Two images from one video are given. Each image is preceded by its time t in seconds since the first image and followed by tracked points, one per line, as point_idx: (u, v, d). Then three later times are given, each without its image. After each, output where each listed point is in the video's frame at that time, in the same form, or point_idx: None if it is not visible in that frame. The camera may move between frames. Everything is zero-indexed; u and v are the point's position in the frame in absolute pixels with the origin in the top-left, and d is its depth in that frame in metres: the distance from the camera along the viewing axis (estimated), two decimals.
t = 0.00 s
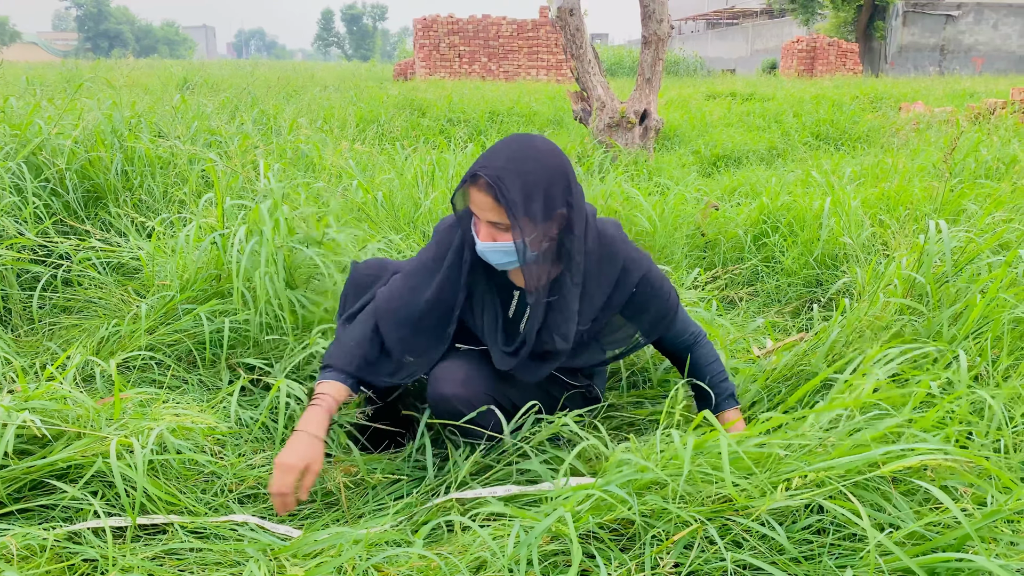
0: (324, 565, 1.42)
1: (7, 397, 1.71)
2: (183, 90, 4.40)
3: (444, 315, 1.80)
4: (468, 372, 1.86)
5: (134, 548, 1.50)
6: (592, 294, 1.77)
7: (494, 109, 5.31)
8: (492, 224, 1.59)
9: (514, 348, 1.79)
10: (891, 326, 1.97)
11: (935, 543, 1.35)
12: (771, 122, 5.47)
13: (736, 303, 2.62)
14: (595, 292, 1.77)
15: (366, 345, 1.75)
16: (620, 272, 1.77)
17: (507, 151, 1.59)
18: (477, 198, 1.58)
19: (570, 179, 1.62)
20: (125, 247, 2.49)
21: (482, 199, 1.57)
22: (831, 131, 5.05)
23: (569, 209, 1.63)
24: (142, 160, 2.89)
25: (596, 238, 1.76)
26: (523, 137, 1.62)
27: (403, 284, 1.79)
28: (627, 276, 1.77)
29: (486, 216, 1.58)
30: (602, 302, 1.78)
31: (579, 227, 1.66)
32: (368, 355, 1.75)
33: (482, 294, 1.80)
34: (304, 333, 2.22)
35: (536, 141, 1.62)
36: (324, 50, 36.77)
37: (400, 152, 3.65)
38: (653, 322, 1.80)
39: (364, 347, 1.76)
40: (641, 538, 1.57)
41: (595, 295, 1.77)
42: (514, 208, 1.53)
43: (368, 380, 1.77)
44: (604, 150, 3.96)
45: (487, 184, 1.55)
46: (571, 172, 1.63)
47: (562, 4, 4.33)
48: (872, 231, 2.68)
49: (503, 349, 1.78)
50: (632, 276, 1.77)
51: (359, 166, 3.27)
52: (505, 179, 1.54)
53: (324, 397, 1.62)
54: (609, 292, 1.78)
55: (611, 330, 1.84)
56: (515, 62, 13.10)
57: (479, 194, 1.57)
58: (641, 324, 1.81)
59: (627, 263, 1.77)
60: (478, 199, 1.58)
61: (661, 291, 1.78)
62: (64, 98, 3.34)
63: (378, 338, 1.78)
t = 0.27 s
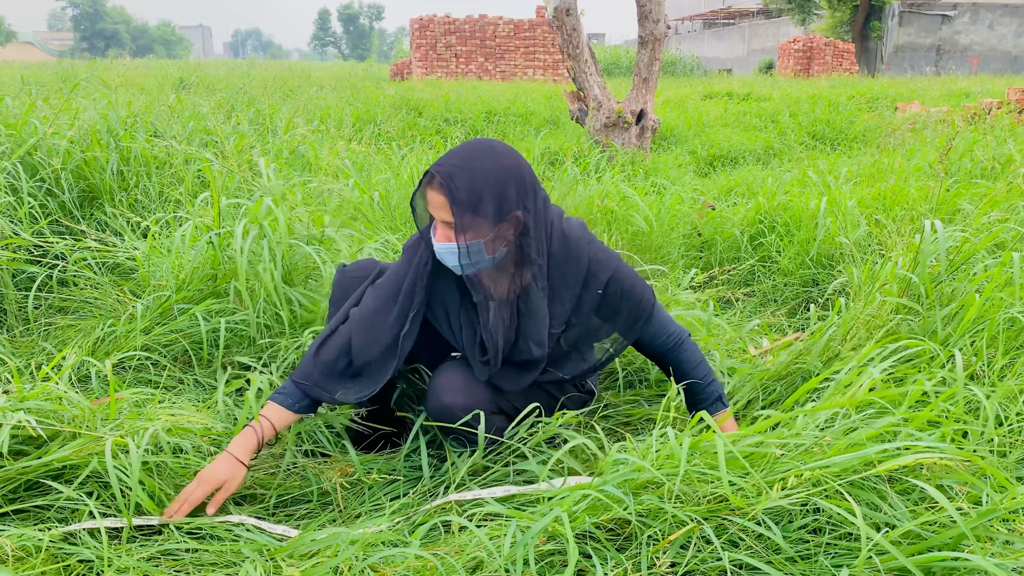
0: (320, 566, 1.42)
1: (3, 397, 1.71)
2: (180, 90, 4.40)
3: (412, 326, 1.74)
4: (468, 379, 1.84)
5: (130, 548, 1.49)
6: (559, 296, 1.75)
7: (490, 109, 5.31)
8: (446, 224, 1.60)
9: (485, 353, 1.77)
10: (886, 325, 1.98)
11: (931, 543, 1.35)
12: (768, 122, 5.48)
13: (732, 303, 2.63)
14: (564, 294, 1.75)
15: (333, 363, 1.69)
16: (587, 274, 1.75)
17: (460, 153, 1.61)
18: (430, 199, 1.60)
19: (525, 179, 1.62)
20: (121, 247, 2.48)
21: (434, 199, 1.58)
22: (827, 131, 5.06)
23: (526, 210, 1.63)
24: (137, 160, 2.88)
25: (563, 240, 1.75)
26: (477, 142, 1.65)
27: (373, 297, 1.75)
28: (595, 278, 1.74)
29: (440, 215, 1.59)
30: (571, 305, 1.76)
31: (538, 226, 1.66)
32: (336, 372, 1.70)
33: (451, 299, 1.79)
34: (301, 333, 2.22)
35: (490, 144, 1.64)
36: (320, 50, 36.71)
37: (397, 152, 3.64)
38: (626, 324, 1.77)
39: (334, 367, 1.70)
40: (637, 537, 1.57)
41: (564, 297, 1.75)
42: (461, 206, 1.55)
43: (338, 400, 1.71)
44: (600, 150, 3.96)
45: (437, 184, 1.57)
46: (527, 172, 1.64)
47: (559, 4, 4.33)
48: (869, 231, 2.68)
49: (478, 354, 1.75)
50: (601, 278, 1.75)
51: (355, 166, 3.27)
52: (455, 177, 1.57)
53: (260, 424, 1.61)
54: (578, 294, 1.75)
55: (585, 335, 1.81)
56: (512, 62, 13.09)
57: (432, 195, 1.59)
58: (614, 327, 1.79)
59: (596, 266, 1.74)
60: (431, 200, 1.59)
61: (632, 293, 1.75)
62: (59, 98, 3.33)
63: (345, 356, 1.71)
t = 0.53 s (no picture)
0: (318, 566, 1.42)
1: None
2: (177, 90, 4.39)
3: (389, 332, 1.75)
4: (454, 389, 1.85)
5: (129, 549, 1.50)
6: (537, 304, 1.75)
7: (488, 109, 5.31)
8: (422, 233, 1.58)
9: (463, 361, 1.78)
10: (884, 325, 1.98)
11: (928, 542, 1.35)
12: (765, 122, 5.48)
13: (730, 303, 2.63)
14: (541, 302, 1.75)
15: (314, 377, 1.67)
16: (565, 284, 1.75)
17: (437, 160, 1.57)
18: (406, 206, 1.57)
19: (503, 190, 1.60)
20: (118, 247, 2.48)
21: (409, 207, 1.55)
22: (825, 131, 5.06)
23: (503, 220, 1.62)
24: (135, 160, 2.88)
25: (541, 249, 1.74)
26: (454, 148, 1.61)
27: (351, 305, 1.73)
28: (574, 288, 1.75)
29: (415, 225, 1.57)
30: (549, 313, 1.77)
31: (516, 236, 1.65)
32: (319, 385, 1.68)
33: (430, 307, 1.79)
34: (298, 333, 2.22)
35: (467, 151, 1.61)
36: (318, 50, 36.68)
37: (395, 152, 3.64)
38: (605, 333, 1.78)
39: (318, 381, 1.68)
40: (635, 537, 1.57)
41: (542, 306, 1.76)
42: (436, 216, 1.52)
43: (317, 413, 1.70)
44: (598, 150, 3.96)
45: (413, 193, 1.54)
46: (505, 182, 1.62)
47: (556, 4, 4.33)
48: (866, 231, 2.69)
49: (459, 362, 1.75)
50: (580, 288, 1.75)
51: (353, 166, 3.27)
52: (431, 184, 1.53)
53: (236, 443, 1.64)
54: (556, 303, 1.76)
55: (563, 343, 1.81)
56: (509, 62, 13.10)
57: (407, 203, 1.56)
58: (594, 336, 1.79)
59: (575, 276, 1.75)
60: (406, 207, 1.56)
61: (613, 303, 1.75)
62: (56, 98, 3.33)
63: (326, 370, 1.68)
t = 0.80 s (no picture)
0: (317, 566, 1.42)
1: None
2: (176, 91, 4.39)
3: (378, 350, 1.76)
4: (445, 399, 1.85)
5: (129, 552, 1.50)
6: (525, 317, 1.74)
7: (487, 110, 5.31)
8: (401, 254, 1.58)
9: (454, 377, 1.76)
10: (882, 326, 1.98)
11: (926, 542, 1.36)
12: (764, 122, 5.49)
13: (729, 303, 2.63)
14: (530, 316, 1.74)
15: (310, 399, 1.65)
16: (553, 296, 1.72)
17: (413, 179, 1.56)
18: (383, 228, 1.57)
19: (481, 206, 1.58)
20: (117, 247, 2.48)
21: (386, 230, 1.55)
22: (823, 132, 5.07)
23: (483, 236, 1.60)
24: (133, 160, 2.88)
25: (528, 261, 1.72)
26: (430, 166, 1.60)
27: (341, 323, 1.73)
28: (562, 300, 1.72)
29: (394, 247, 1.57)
30: (537, 327, 1.75)
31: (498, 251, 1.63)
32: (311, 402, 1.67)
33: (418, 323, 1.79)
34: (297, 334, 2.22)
35: (443, 168, 1.59)
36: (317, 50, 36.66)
37: (393, 152, 3.64)
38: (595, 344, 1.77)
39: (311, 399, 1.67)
40: (633, 538, 1.57)
41: (530, 319, 1.75)
42: (412, 237, 1.52)
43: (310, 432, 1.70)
44: (597, 151, 3.96)
45: (389, 216, 1.54)
46: (483, 198, 1.60)
47: (555, 4, 4.33)
48: (864, 231, 2.69)
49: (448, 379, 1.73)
50: (568, 302, 1.72)
51: (351, 167, 3.27)
52: (405, 207, 1.52)
53: (230, 466, 1.65)
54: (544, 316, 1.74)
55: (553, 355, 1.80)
56: (508, 63, 13.10)
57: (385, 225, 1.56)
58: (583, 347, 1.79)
59: (565, 288, 1.72)
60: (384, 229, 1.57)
61: (603, 316, 1.73)
62: (55, 98, 3.33)
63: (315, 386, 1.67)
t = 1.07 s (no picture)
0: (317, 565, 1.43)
1: None
2: (175, 91, 4.39)
3: (374, 359, 1.77)
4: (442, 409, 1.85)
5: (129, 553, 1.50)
6: (519, 323, 1.73)
7: (486, 110, 5.32)
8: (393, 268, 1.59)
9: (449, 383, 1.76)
10: (881, 326, 1.98)
11: (925, 542, 1.36)
12: (763, 123, 5.49)
13: (728, 304, 2.63)
14: (525, 322, 1.73)
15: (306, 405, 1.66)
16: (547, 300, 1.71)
17: (400, 193, 1.57)
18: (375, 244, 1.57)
19: (470, 215, 1.59)
20: (116, 248, 2.48)
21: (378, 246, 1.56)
22: (822, 133, 5.08)
23: (473, 245, 1.60)
24: (133, 160, 2.88)
25: (521, 266, 1.71)
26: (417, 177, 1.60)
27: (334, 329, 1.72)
28: (556, 305, 1.72)
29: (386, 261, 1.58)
30: (532, 333, 1.74)
31: (488, 258, 1.63)
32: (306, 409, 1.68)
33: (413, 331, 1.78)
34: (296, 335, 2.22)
35: (430, 179, 1.59)
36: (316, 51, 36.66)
37: (393, 153, 3.65)
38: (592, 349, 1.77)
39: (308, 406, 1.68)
40: (633, 538, 1.58)
41: (524, 325, 1.74)
42: (402, 252, 1.53)
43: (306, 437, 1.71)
44: (596, 152, 3.96)
45: (378, 231, 1.54)
46: (472, 207, 1.60)
47: (555, 4, 4.34)
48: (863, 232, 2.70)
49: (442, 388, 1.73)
50: (562, 307, 1.72)
51: (350, 167, 3.27)
52: (395, 222, 1.53)
53: (226, 472, 1.64)
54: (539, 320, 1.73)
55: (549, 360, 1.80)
56: (507, 64, 13.11)
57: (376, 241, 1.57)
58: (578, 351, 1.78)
59: (558, 292, 1.72)
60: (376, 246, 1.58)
61: (597, 322, 1.73)
62: (54, 98, 3.33)
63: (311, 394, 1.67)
